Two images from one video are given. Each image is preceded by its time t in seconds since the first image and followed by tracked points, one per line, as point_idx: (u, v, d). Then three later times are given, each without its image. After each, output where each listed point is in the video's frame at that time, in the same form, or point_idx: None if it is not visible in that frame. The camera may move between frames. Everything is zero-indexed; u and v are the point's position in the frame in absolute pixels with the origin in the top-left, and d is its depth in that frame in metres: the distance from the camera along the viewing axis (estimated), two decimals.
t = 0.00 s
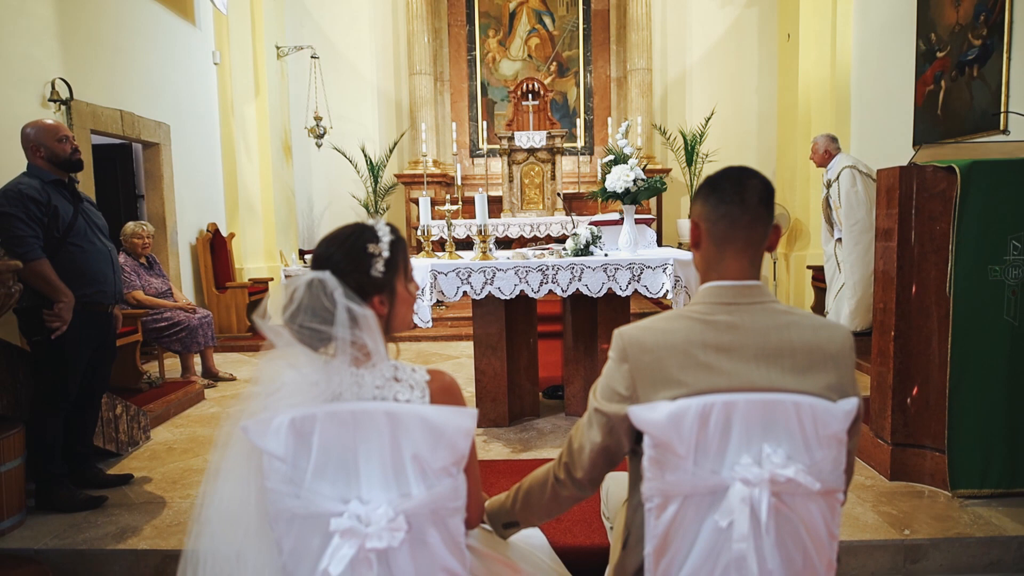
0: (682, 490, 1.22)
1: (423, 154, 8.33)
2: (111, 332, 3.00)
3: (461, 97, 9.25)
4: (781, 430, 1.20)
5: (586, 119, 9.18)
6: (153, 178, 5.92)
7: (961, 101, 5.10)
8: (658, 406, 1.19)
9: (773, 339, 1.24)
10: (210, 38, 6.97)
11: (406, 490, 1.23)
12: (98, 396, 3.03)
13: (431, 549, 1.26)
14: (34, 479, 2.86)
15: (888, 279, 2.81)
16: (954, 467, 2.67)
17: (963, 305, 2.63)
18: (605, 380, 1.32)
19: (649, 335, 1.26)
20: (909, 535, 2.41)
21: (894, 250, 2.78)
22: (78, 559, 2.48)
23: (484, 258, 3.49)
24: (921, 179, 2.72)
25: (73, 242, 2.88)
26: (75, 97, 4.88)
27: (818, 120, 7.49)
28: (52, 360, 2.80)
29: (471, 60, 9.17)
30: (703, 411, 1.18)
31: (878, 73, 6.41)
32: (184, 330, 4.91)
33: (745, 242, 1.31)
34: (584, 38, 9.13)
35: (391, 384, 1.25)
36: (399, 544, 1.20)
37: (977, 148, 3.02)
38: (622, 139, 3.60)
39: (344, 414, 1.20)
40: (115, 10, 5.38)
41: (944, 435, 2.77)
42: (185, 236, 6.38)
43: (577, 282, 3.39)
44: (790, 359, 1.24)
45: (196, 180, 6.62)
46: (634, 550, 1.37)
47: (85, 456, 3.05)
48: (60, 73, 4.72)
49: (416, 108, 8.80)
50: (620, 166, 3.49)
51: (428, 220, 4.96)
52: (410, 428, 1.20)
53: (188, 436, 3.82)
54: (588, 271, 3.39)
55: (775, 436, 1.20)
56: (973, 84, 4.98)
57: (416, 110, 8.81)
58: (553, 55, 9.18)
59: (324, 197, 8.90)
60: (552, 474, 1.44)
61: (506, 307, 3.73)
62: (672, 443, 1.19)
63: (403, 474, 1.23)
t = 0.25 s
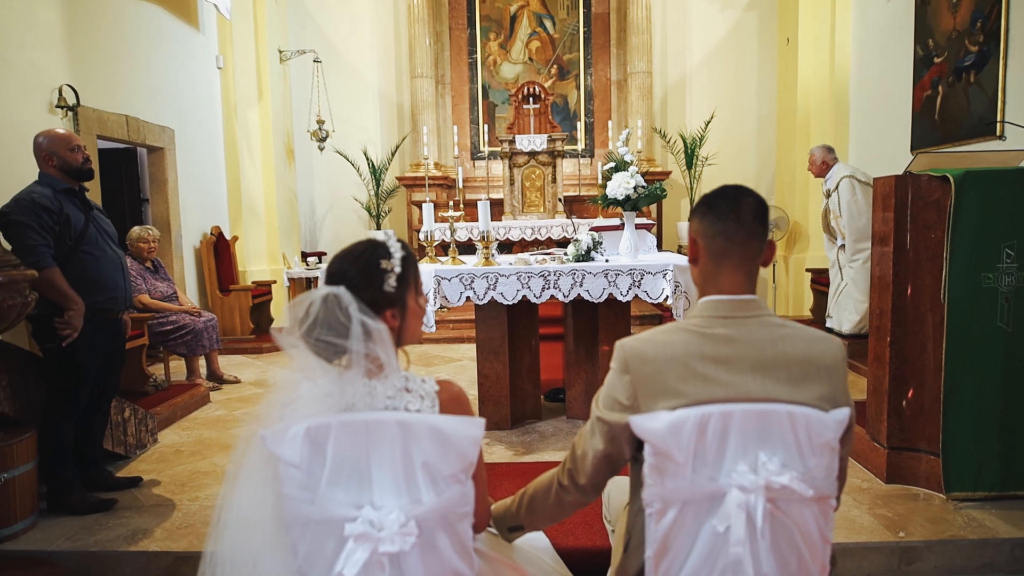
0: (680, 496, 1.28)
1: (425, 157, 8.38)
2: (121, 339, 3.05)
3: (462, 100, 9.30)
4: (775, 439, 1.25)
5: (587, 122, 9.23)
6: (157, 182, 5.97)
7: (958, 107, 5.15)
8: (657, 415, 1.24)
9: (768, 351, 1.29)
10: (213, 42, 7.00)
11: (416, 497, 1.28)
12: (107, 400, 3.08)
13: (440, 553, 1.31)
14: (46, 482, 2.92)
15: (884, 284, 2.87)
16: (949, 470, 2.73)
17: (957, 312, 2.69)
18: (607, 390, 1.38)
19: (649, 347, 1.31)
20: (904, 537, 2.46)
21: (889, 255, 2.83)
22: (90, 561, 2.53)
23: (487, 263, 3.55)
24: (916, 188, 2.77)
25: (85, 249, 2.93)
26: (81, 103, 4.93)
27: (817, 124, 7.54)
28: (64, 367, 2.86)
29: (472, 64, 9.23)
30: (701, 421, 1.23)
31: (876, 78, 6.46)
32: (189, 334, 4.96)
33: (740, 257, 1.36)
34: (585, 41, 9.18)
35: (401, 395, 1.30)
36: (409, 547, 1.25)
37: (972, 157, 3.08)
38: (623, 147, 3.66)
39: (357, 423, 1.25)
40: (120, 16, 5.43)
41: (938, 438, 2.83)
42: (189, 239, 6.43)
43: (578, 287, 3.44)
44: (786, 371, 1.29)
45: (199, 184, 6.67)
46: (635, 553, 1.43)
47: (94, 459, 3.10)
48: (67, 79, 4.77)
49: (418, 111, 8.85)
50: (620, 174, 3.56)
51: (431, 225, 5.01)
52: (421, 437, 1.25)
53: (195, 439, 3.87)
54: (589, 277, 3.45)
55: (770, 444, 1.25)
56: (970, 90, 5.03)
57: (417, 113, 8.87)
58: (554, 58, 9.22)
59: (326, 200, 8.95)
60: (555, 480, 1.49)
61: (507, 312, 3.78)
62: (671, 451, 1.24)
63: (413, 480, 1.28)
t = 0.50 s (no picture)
0: (681, 498, 1.33)
1: (426, 159, 8.43)
2: (132, 343, 3.11)
3: (463, 102, 9.35)
4: (771, 444, 1.30)
5: (588, 124, 9.28)
6: (163, 185, 6.03)
7: (956, 111, 5.20)
8: (658, 421, 1.29)
9: (764, 359, 1.34)
10: (217, 46, 7.03)
11: (427, 500, 1.33)
12: (117, 403, 3.13)
13: (450, 553, 1.36)
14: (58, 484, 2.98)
15: (881, 289, 2.92)
16: (943, 472, 2.79)
17: (952, 317, 2.74)
18: (610, 397, 1.43)
19: (651, 356, 1.36)
20: (900, 538, 2.51)
21: (886, 259, 2.88)
22: (103, 561, 2.59)
23: (490, 268, 3.60)
24: (912, 195, 2.82)
25: (97, 256, 2.99)
26: (88, 108, 4.98)
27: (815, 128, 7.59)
28: (76, 371, 2.92)
29: (474, 66, 9.28)
30: (700, 426, 1.28)
31: (875, 82, 6.52)
32: (195, 336, 5.02)
33: (737, 268, 1.42)
34: (586, 44, 9.23)
35: (413, 401, 1.36)
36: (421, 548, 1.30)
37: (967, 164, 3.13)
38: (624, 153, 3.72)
39: (371, 429, 1.30)
40: (126, 21, 5.49)
41: (933, 440, 2.88)
42: (194, 242, 6.48)
43: (580, 291, 3.49)
44: (782, 378, 1.35)
45: (203, 187, 6.72)
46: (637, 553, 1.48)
47: (105, 461, 3.16)
48: (74, 85, 4.82)
49: (419, 114, 8.91)
50: (621, 180, 3.64)
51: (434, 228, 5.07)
52: (432, 442, 1.30)
53: (202, 440, 3.93)
54: (591, 282, 3.50)
55: (767, 449, 1.31)
56: (968, 95, 5.08)
57: (419, 116, 8.92)
58: (555, 60, 9.27)
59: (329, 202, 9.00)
60: (560, 483, 1.54)
61: (510, 315, 3.83)
62: (672, 455, 1.29)
63: (424, 484, 1.33)
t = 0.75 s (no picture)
0: (681, 498, 1.38)
1: (428, 161, 8.48)
2: (141, 346, 3.16)
3: (463, 104, 9.39)
4: (768, 446, 1.36)
5: (588, 126, 9.34)
6: (167, 188, 6.08)
7: (953, 115, 5.25)
8: (659, 423, 1.35)
9: (761, 363, 1.40)
10: (220, 50, 7.08)
11: (437, 499, 1.38)
12: (126, 404, 3.18)
13: (458, 550, 1.42)
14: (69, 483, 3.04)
15: (877, 292, 2.97)
16: (938, 473, 2.84)
17: (946, 320, 2.79)
18: (612, 400, 1.48)
19: (651, 360, 1.42)
20: (895, 537, 2.57)
21: (882, 262, 2.93)
22: (114, 559, 2.64)
23: (492, 271, 3.65)
24: (907, 201, 2.87)
25: (107, 260, 3.05)
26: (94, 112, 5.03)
27: (814, 134, 7.56)
28: (86, 375, 2.97)
29: (475, 68, 9.33)
30: (699, 428, 1.33)
31: (874, 86, 6.57)
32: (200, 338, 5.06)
33: (735, 276, 1.47)
34: (586, 46, 9.29)
35: (423, 404, 1.41)
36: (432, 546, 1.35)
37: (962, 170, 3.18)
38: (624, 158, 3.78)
39: (383, 432, 1.35)
40: (131, 25, 5.53)
41: (928, 441, 2.93)
42: (197, 244, 6.53)
43: (581, 294, 3.55)
44: (778, 382, 1.40)
45: (207, 189, 6.77)
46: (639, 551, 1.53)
47: (114, 461, 3.20)
48: (80, 89, 4.87)
49: (420, 116, 8.96)
50: (622, 185, 3.73)
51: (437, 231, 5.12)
52: (442, 444, 1.36)
53: (207, 441, 3.98)
54: (592, 285, 3.55)
55: (764, 450, 1.36)
56: (964, 99, 5.13)
57: (420, 118, 8.98)
58: (556, 63, 9.33)
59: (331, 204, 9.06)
60: (564, 483, 1.60)
61: (512, 318, 3.89)
62: (673, 456, 1.34)
63: (434, 484, 1.38)
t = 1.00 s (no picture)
0: (679, 496, 1.44)
1: (429, 164, 8.54)
2: (149, 348, 3.22)
3: (464, 107, 9.44)
4: (763, 447, 1.41)
5: (588, 128, 9.39)
6: (171, 191, 6.14)
7: (949, 119, 5.31)
8: (658, 425, 1.40)
9: (756, 367, 1.45)
10: (223, 53, 7.12)
11: (444, 499, 1.44)
12: (134, 406, 3.24)
13: (465, 547, 1.47)
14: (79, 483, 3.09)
15: (873, 295, 3.02)
16: (932, 473, 2.90)
17: (941, 323, 2.85)
18: (613, 402, 1.54)
19: (651, 364, 1.47)
20: (889, 535, 2.62)
21: (878, 264, 2.99)
22: (124, 558, 2.69)
23: (494, 274, 3.71)
24: (903, 206, 2.91)
25: (116, 264, 3.11)
26: (99, 116, 5.08)
27: (813, 137, 7.60)
28: (96, 377, 3.02)
29: (475, 71, 9.39)
30: (697, 430, 1.39)
31: (871, 89, 6.62)
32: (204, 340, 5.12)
33: (732, 283, 1.52)
34: (586, 49, 9.34)
35: (430, 407, 1.47)
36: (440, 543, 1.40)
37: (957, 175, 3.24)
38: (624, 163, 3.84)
39: (393, 433, 1.41)
40: (135, 29, 5.59)
41: (922, 442, 2.99)
42: (201, 246, 6.58)
43: (582, 297, 3.60)
44: (773, 385, 1.45)
45: (210, 192, 6.82)
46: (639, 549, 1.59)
47: (122, 462, 3.25)
48: (85, 94, 4.92)
49: (421, 118, 9.02)
50: (622, 189, 3.79)
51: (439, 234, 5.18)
52: (449, 445, 1.41)
53: (213, 442, 4.03)
54: (592, 288, 3.60)
55: (759, 451, 1.41)
56: (961, 103, 5.18)
57: (421, 120, 9.04)
58: (556, 65, 9.38)
59: (333, 205, 9.13)
60: (567, 482, 1.65)
61: (514, 320, 3.94)
62: (672, 457, 1.40)
63: (442, 484, 1.43)
